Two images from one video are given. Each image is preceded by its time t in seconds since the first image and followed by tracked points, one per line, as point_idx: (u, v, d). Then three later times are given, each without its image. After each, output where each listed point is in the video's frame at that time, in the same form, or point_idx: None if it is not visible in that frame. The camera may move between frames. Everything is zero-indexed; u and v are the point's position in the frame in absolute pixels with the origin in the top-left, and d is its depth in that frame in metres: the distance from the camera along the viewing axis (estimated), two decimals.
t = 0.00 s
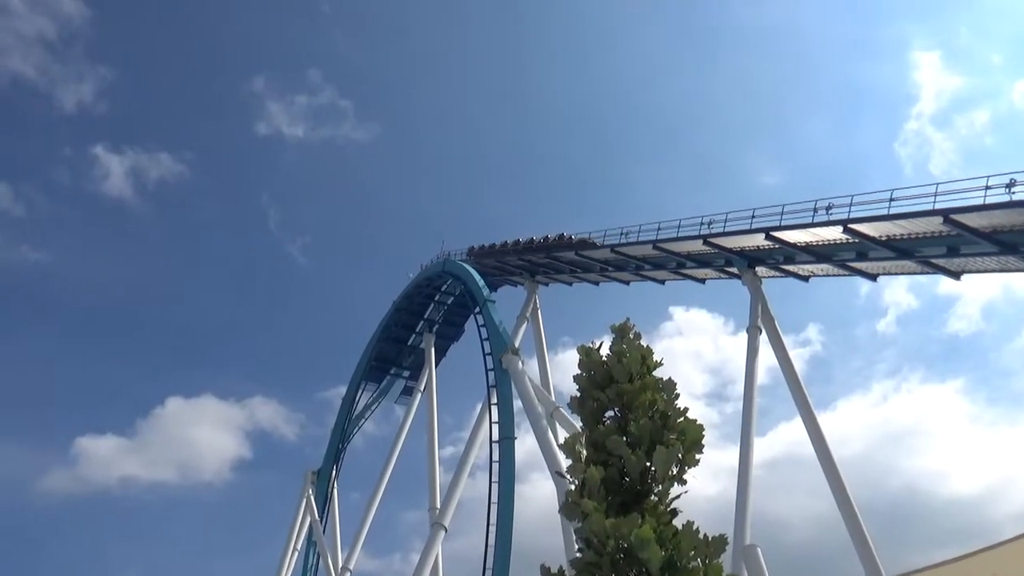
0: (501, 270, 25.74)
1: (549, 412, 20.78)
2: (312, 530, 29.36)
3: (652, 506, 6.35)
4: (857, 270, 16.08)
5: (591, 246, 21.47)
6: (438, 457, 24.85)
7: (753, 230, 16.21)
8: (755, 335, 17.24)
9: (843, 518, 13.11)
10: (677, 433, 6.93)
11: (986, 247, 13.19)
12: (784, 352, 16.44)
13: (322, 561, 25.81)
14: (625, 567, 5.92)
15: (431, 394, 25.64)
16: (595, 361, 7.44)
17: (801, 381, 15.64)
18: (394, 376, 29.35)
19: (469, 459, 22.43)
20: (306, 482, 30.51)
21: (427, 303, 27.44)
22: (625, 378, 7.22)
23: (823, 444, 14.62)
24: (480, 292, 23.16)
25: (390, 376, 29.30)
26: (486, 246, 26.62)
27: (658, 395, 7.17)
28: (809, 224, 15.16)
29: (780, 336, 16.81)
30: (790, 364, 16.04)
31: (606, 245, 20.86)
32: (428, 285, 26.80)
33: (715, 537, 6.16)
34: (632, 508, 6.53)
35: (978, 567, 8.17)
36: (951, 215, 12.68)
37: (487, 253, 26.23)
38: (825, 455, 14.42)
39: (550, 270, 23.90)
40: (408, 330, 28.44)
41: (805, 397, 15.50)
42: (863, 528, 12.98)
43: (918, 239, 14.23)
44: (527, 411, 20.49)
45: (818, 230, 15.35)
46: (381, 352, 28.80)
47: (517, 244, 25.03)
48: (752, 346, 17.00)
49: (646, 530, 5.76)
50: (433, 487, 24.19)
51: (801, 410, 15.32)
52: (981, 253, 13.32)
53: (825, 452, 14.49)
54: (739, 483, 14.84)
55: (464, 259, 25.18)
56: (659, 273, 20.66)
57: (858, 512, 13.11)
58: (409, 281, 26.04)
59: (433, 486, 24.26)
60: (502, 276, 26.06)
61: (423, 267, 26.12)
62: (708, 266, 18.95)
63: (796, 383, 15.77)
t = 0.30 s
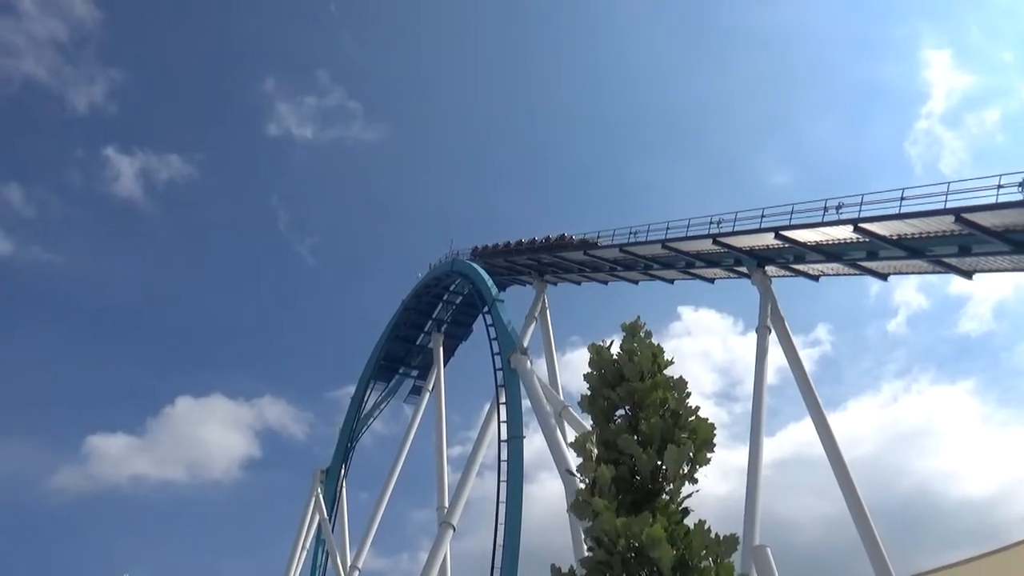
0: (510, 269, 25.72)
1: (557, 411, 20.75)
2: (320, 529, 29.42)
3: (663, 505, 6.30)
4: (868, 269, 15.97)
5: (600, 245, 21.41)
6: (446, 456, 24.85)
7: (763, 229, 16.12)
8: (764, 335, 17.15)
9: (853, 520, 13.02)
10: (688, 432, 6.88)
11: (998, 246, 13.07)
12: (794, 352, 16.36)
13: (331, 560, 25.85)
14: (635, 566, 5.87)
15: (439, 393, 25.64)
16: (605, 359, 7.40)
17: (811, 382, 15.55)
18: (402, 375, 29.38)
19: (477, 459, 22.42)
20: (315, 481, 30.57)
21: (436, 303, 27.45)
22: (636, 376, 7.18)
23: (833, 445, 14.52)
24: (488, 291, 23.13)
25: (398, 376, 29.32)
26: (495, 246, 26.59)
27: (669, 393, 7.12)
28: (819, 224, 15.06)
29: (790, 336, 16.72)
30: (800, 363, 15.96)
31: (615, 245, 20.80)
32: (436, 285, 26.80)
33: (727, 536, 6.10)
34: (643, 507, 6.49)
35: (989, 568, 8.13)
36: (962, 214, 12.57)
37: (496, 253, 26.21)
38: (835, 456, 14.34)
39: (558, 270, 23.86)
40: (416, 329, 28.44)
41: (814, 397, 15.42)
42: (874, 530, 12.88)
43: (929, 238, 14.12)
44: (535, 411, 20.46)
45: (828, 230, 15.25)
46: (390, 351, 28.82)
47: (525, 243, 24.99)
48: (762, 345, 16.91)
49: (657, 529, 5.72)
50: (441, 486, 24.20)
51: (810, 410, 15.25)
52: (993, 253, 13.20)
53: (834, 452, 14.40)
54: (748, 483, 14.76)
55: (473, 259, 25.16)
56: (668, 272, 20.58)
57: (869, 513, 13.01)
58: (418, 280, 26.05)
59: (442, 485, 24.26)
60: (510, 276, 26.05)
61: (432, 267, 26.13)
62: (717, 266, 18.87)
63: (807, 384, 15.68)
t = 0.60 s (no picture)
0: (517, 267, 25.70)
1: (565, 410, 20.73)
2: (328, 527, 29.47)
3: (682, 500, 6.27)
4: (877, 267, 15.89)
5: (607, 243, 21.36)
6: (453, 455, 24.84)
7: (771, 227, 16.05)
8: (773, 333, 17.08)
9: (862, 518, 12.97)
10: (706, 427, 6.85)
11: (1009, 244, 12.97)
12: (802, 350, 16.29)
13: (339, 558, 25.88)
14: (655, 561, 5.85)
15: (446, 392, 25.63)
16: (622, 354, 7.37)
17: (820, 380, 15.49)
18: (409, 374, 29.40)
19: (484, 457, 22.42)
20: (322, 479, 30.61)
21: (443, 302, 27.44)
22: (653, 371, 7.14)
23: (841, 443, 14.48)
24: (495, 290, 23.10)
25: (405, 374, 29.35)
26: (501, 243, 26.55)
27: (687, 388, 7.09)
28: (828, 221, 14.99)
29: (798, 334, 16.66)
30: (809, 361, 15.89)
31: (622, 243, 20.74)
32: (443, 283, 26.79)
33: (747, 532, 6.06)
34: (662, 503, 6.46)
35: (1004, 567, 8.19)
36: (973, 211, 12.49)
37: (503, 251, 26.19)
38: (845, 455, 14.26)
39: (565, 268, 23.82)
40: (423, 328, 28.44)
41: (824, 396, 15.35)
42: (884, 529, 12.82)
43: (938, 236, 14.03)
44: (543, 409, 20.42)
45: (836, 227, 15.18)
46: (397, 350, 28.84)
47: (532, 241, 24.94)
48: (770, 343, 16.86)
49: (677, 524, 5.69)
50: (448, 485, 24.21)
51: (819, 409, 15.17)
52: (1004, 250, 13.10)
53: (844, 451, 14.33)
54: (757, 481, 14.71)
55: (480, 257, 25.14)
56: (676, 270, 20.52)
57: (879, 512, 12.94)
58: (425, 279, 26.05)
59: (449, 484, 24.26)
60: (518, 274, 26.04)
61: (438, 265, 26.12)
62: (725, 264, 18.80)
63: (815, 382, 15.62)
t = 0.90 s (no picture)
0: (527, 264, 25.68)
1: (577, 405, 20.72)
2: (342, 523, 29.59)
3: (708, 492, 6.24)
4: (890, 260, 15.78)
5: (618, 239, 21.30)
6: (465, 451, 24.87)
7: (783, 220, 15.96)
8: (785, 327, 17.00)
9: (877, 512, 12.89)
10: (729, 419, 6.81)
11: None
12: (815, 345, 16.19)
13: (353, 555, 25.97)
14: (683, 554, 5.83)
15: (458, 389, 25.66)
16: (644, 346, 7.33)
17: (833, 374, 15.39)
18: (421, 371, 29.46)
19: (497, 453, 22.44)
20: (336, 476, 30.73)
21: (453, 298, 27.45)
22: (675, 363, 7.11)
23: (856, 438, 14.38)
24: (506, 286, 23.09)
25: (417, 371, 29.40)
26: (511, 240, 26.52)
27: (709, 380, 7.05)
28: (840, 214, 14.89)
29: (811, 328, 16.57)
30: (821, 355, 15.80)
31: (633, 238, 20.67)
32: (453, 280, 26.80)
33: (774, 524, 6.02)
34: (687, 495, 6.43)
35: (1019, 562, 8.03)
36: (987, 202, 12.37)
37: (513, 247, 26.16)
38: (859, 450, 14.16)
39: (576, 264, 23.78)
40: (434, 325, 28.47)
41: (837, 390, 15.26)
42: (899, 523, 12.72)
43: (952, 228, 13.91)
44: (555, 405, 20.40)
45: (849, 220, 15.08)
46: (408, 347, 28.89)
47: (542, 237, 24.90)
48: (783, 338, 16.77)
49: (704, 516, 5.67)
50: (460, 481, 24.24)
51: (833, 402, 15.11)
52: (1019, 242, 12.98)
53: (858, 445, 14.24)
54: (771, 476, 14.65)
55: (490, 254, 25.13)
56: (686, 265, 20.45)
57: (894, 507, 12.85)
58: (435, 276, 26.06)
59: (461, 480, 24.28)
60: (528, 270, 26.01)
61: (449, 262, 26.13)
62: (736, 258, 18.71)
63: (828, 376, 15.53)
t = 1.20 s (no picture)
0: (540, 261, 25.65)
1: (591, 401, 20.69)
2: (358, 521, 29.70)
3: (730, 488, 6.20)
4: (906, 253, 15.63)
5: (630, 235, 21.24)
6: (480, 449, 24.90)
7: (797, 214, 15.85)
8: (800, 321, 16.88)
9: (895, 506, 12.78)
10: (749, 415, 6.77)
11: None
12: (831, 339, 16.07)
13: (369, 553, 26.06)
14: (706, 551, 5.81)
15: (472, 387, 25.68)
16: (662, 343, 7.30)
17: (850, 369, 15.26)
18: (435, 369, 29.50)
19: (511, 450, 22.44)
20: (351, 474, 30.84)
21: (466, 296, 27.46)
22: (694, 360, 7.07)
23: (874, 432, 14.25)
24: (519, 283, 23.07)
25: (430, 370, 29.43)
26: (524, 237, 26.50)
27: (728, 376, 7.00)
28: (855, 207, 14.77)
29: (827, 322, 16.44)
30: (838, 350, 15.68)
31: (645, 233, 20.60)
32: (466, 278, 26.82)
33: (797, 519, 5.97)
34: (708, 491, 6.41)
35: None
36: (1005, 193, 12.23)
37: (525, 244, 26.14)
38: (877, 445, 14.03)
39: (588, 260, 23.73)
40: (447, 323, 28.50)
41: (854, 384, 15.13)
42: (918, 518, 12.59)
43: (969, 219, 13.76)
44: (569, 401, 20.37)
45: (864, 213, 14.95)
46: (422, 345, 28.94)
47: (554, 234, 24.87)
48: (798, 332, 16.66)
49: (727, 513, 5.64)
50: (475, 479, 24.27)
51: (849, 396, 14.99)
52: None
53: (876, 440, 14.11)
54: (787, 471, 14.55)
55: (502, 251, 25.11)
56: (700, 260, 20.36)
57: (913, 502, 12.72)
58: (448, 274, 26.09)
59: (476, 477, 24.30)
60: (540, 267, 25.99)
61: (461, 259, 26.14)
62: (750, 252, 18.60)
63: (845, 370, 15.40)
